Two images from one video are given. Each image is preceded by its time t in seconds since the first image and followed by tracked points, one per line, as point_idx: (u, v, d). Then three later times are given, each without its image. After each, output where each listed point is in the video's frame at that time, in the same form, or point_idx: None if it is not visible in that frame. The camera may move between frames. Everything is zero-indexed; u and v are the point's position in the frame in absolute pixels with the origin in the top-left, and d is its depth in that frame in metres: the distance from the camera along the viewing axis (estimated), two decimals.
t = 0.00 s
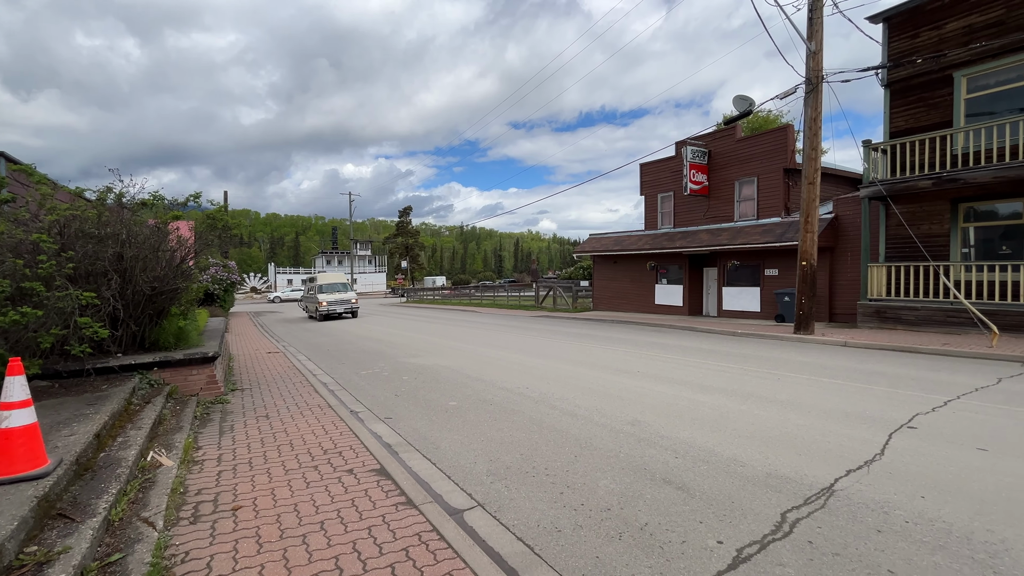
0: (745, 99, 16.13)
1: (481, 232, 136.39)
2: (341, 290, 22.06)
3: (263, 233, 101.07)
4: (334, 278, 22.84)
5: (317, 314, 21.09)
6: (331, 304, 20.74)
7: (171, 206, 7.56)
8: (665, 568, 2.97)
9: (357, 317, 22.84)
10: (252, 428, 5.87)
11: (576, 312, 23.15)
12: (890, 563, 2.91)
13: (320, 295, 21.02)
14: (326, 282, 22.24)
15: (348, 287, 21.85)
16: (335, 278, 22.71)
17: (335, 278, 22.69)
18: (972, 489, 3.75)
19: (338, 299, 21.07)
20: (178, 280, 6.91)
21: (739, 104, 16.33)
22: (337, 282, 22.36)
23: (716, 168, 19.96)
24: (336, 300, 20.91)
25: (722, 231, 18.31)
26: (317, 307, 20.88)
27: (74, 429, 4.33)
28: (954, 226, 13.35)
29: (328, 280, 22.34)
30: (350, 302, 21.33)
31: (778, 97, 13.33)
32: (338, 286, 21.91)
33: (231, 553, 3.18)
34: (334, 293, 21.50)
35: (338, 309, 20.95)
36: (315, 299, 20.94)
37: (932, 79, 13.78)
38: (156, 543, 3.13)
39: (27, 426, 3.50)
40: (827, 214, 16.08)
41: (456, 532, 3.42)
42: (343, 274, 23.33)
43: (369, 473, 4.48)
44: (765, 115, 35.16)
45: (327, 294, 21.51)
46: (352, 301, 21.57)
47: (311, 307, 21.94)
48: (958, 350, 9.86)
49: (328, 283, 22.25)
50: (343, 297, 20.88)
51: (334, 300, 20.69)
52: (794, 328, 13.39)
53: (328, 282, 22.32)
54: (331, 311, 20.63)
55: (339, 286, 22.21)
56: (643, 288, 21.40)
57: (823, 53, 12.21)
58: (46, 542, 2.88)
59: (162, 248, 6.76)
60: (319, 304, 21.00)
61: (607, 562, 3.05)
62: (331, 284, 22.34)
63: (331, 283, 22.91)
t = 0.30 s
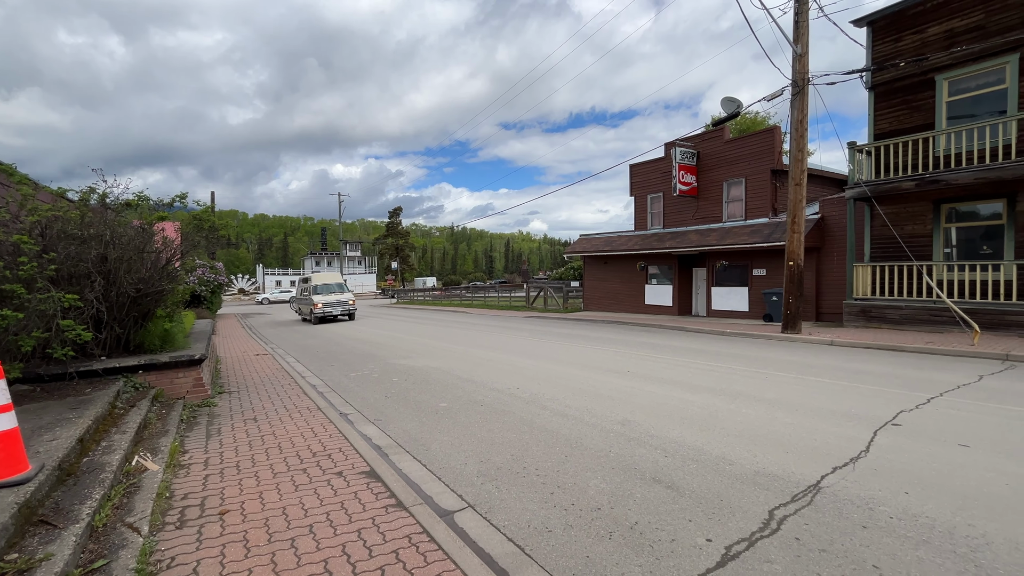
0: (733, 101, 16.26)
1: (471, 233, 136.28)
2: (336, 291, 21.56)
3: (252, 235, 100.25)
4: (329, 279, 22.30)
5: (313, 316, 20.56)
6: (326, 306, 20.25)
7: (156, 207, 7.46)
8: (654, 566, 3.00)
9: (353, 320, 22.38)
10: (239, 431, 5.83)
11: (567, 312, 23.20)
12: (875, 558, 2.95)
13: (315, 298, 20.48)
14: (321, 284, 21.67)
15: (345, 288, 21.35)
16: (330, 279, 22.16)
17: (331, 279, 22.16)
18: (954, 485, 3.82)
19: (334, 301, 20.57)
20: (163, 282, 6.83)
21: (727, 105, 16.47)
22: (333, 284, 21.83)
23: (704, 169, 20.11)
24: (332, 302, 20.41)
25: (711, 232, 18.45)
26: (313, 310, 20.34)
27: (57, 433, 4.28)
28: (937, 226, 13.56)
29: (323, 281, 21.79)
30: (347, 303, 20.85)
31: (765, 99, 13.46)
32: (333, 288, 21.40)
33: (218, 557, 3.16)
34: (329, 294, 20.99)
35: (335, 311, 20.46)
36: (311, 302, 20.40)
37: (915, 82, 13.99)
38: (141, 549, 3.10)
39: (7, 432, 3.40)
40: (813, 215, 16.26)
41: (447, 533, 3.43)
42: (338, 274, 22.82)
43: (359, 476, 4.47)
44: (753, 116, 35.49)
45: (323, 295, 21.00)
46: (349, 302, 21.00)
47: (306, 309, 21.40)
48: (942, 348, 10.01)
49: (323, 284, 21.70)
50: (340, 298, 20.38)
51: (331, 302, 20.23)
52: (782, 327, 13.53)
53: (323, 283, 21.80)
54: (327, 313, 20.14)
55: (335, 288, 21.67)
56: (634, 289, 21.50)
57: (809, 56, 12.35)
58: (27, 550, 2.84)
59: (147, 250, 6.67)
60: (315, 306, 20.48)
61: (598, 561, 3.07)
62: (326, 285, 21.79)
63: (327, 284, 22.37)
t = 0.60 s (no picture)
0: (719, 102, 16.41)
1: (460, 233, 136.03)
2: (331, 292, 20.90)
3: (237, 235, 99.10)
4: (322, 280, 21.62)
5: (306, 319, 19.83)
6: (319, 307, 19.53)
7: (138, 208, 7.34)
8: (643, 563, 3.03)
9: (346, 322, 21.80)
10: (224, 434, 5.78)
11: (555, 312, 23.26)
12: (858, 552, 3.01)
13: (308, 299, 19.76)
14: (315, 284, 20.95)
15: (339, 288, 20.67)
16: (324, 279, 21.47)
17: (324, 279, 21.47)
18: (933, 479, 3.90)
19: (329, 303, 19.93)
20: (145, 283, 6.75)
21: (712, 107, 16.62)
22: (327, 284, 21.16)
23: (691, 169, 20.28)
24: (327, 304, 19.77)
25: (697, 232, 18.62)
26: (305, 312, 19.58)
27: (35, 439, 4.22)
28: (916, 226, 13.81)
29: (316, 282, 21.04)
30: (343, 305, 20.25)
31: (750, 100, 13.61)
32: (327, 288, 20.74)
33: (202, 562, 3.14)
34: (321, 295, 20.27)
35: (329, 313, 19.76)
36: (304, 303, 19.70)
37: (895, 85, 14.22)
38: (122, 555, 3.08)
39: None
40: (798, 215, 16.47)
41: (436, 534, 3.44)
42: (332, 274, 22.22)
43: (347, 477, 4.46)
44: (739, 118, 35.83)
45: (317, 296, 20.34)
46: (345, 304, 20.39)
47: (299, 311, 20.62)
48: (922, 345, 10.20)
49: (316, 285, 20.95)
50: (335, 300, 19.75)
51: (325, 304, 19.60)
52: (768, 326, 13.69)
53: (316, 284, 21.15)
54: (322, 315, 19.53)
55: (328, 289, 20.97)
56: (622, 288, 21.62)
57: (792, 58, 12.51)
58: (4, 558, 2.80)
59: (129, 250, 6.59)
60: (308, 307, 19.79)
61: (587, 560, 3.10)
62: (319, 286, 21.03)
63: (320, 284, 21.69)
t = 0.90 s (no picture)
0: (703, 104, 16.58)
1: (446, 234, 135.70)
2: (324, 292, 20.14)
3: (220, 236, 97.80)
4: (315, 280, 20.81)
5: (298, 322, 18.98)
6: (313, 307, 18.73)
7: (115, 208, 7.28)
8: (629, 561, 3.07)
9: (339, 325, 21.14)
10: (206, 438, 5.72)
11: (542, 312, 23.31)
12: (838, 546, 3.08)
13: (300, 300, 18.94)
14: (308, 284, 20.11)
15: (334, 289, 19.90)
16: (317, 279, 20.66)
17: (317, 279, 20.65)
18: (910, 472, 4.00)
19: (323, 304, 19.18)
20: (123, 285, 6.65)
21: (696, 109, 16.80)
22: (320, 284, 20.39)
23: (676, 170, 20.46)
24: (322, 306, 19.00)
25: (682, 232, 18.80)
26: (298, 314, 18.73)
27: (9, 446, 4.15)
28: (893, 226, 14.09)
29: (308, 282, 20.20)
30: (337, 307, 19.54)
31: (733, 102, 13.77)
32: (320, 288, 19.97)
33: (184, 569, 3.11)
34: (315, 296, 19.47)
35: (323, 315, 18.98)
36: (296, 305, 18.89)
37: (873, 88, 14.49)
38: (99, 564, 3.04)
39: None
40: (780, 216, 16.71)
41: (423, 536, 3.44)
42: (325, 274, 21.44)
43: (332, 480, 4.45)
44: (723, 119, 36.23)
45: (310, 297, 19.56)
46: (340, 305, 19.67)
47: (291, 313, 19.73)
48: (900, 342, 10.42)
49: (307, 285, 20.08)
50: (330, 302, 19.03)
51: (319, 306, 18.85)
52: (751, 325, 13.86)
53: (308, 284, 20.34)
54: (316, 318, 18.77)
55: (321, 290, 20.15)
56: (608, 288, 21.74)
57: (774, 61, 12.69)
58: None
59: (106, 252, 6.47)
60: (301, 309, 19.00)
61: (574, 559, 3.13)
62: (311, 286, 20.18)
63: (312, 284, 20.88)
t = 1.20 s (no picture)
0: (686, 106, 16.75)
1: (433, 234, 135.42)
2: (317, 294, 19.26)
3: (202, 237, 96.35)
4: (307, 280, 19.83)
5: (290, 325, 18.03)
6: (306, 309, 17.82)
7: (89, 210, 7.30)
8: (615, 559, 3.11)
9: (333, 327, 20.24)
10: (187, 443, 5.65)
11: (529, 313, 23.35)
12: (819, 540, 3.15)
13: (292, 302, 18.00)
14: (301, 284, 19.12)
15: (328, 289, 19.05)
16: (310, 279, 19.67)
17: (309, 279, 19.65)
18: (888, 467, 4.09)
19: (316, 306, 18.31)
20: (100, 288, 6.54)
21: (680, 110, 16.97)
22: (312, 284, 19.44)
23: (660, 171, 20.64)
24: (316, 307, 18.13)
25: (667, 232, 18.98)
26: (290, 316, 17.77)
27: None
28: (870, 227, 14.36)
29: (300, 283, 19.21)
30: (332, 308, 18.70)
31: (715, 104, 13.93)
32: (312, 289, 19.07)
33: None
34: (308, 298, 18.53)
35: (317, 318, 18.10)
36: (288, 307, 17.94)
37: (850, 92, 14.75)
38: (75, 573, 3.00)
39: None
40: (762, 216, 16.94)
41: (409, 538, 3.45)
42: (317, 274, 20.46)
43: (317, 484, 4.43)
44: (705, 121, 36.71)
45: (302, 298, 18.66)
46: (334, 307, 18.83)
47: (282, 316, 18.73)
48: (877, 340, 10.63)
49: (299, 286, 19.10)
50: (325, 303, 18.18)
51: (313, 308, 17.96)
52: (734, 324, 14.03)
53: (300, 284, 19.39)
54: (309, 320, 17.89)
55: (314, 290, 19.21)
56: (594, 288, 21.85)
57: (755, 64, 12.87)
58: None
59: (81, 253, 6.35)
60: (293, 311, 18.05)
61: (560, 558, 3.16)
62: (303, 287, 19.20)
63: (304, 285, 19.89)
